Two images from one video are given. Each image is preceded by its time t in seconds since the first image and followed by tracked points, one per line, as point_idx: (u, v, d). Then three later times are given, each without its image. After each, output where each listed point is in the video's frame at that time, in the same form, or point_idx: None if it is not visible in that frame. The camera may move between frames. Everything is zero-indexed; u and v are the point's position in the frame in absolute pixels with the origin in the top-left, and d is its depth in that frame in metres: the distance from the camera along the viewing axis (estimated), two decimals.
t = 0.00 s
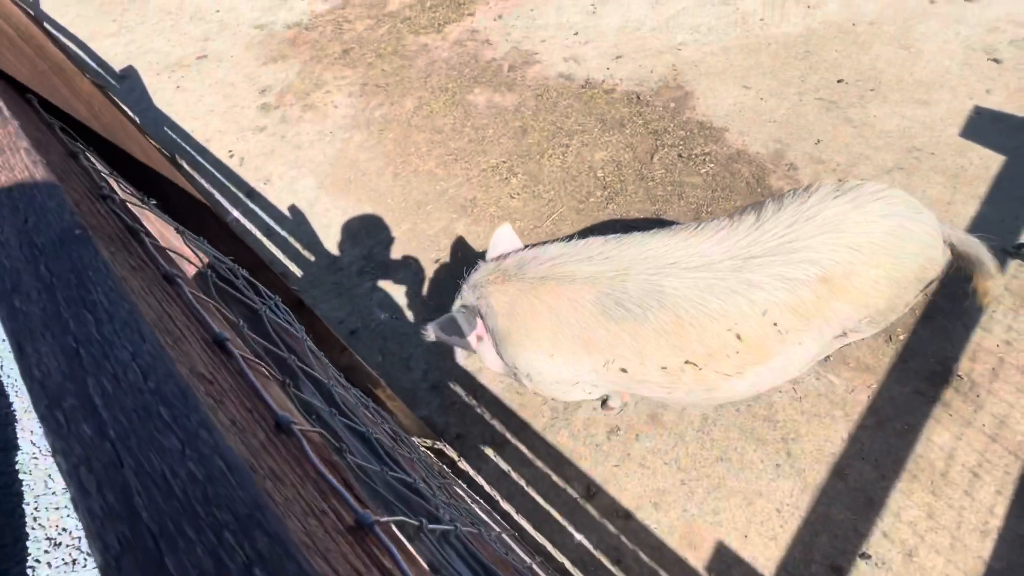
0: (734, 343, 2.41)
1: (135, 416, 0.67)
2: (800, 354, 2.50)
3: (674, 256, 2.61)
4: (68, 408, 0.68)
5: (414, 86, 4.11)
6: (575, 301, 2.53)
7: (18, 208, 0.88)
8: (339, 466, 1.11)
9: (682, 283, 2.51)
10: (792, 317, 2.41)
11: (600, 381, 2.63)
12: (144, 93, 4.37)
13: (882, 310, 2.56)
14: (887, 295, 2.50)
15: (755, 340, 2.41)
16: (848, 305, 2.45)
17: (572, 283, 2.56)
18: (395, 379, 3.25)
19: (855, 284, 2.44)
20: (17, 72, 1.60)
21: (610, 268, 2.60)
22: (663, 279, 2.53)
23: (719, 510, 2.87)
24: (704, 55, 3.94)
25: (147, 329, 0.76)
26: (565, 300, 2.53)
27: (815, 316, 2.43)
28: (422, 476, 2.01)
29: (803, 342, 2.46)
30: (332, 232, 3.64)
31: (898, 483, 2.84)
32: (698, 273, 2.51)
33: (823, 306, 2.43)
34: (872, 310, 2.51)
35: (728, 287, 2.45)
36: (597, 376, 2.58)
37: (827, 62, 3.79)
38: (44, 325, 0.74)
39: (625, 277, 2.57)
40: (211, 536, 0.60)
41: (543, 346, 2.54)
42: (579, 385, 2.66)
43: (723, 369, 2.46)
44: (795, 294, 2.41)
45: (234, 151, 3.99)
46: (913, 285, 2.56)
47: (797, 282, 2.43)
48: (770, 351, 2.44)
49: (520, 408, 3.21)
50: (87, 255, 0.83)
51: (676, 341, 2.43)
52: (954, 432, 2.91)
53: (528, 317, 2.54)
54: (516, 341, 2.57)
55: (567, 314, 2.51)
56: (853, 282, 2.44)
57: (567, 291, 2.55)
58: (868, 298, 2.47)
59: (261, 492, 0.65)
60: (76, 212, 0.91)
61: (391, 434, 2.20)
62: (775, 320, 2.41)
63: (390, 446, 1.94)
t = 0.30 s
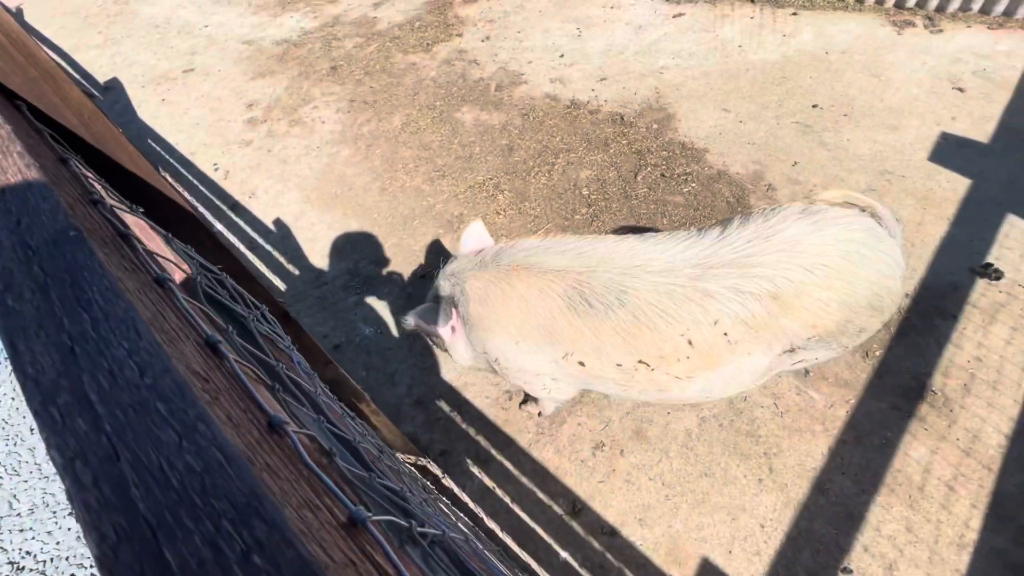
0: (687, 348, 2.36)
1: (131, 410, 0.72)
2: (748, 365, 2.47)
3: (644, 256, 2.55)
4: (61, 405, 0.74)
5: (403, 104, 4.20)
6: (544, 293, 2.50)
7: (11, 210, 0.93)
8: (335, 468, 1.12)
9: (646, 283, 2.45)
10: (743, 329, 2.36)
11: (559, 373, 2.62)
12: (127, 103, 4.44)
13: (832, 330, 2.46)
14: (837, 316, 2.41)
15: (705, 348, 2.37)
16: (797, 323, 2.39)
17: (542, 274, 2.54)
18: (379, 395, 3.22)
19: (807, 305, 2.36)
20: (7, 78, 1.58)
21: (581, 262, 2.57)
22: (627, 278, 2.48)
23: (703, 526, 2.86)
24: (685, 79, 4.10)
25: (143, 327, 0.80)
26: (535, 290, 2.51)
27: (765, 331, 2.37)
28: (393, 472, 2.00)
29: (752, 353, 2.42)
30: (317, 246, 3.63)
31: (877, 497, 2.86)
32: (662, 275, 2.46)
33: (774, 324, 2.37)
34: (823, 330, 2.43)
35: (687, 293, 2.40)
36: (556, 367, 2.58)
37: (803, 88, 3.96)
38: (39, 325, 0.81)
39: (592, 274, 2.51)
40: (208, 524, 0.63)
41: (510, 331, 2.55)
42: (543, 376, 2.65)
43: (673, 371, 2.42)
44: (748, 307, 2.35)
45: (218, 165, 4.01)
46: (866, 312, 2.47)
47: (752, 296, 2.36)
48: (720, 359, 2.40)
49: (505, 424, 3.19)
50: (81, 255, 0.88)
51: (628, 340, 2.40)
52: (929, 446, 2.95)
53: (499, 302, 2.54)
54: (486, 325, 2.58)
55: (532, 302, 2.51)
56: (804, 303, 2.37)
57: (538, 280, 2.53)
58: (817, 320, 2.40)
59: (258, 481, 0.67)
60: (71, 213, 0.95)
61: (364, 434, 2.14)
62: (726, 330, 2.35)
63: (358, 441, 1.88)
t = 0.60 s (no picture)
0: (652, 341, 2.34)
1: (140, 411, 0.72)
2: (711, 365, 2.44)
3: (621, 250, 2.50)
4: (64, 405, 0.74)
5: (386, 113, 4.23)
6: (521, 281, 2.45)
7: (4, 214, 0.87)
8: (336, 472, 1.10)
9: (620, 276, 2.40)
10: (706, 328, 2.32)
11: (534, 360, 2.55)
12: (102, 106, 4.48)
13: (796, 339, 2.40)
14: (801, 326, 2.34)
15: (668, 344, 2.35)
16: (759, 329, 2.33)
17: (520, 263, 2.49)
18: (362, 407, 3.12)
19: (768, 311, 2.31)
20: None
21: (560, 251, 2.52)
22: (601, 270, 2.43)
23: (688, 535, 2.74)
24: (665, 93, 4.22)
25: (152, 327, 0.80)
26: (514, 279, 2.46)
27: (727, 333, 2.33)
28: (372, 466, 1.88)
29: (713, 352, 2.38)
30: (297, 253, 3.57)
31: (854, 503, 2.77)
32: (635, 270, 2.41)
33: (737, 327, 2.32)
34: (786, 339, 2.37)
35: (657, 289, 2.36)
36: (528, 357, 2.54)
37: (778, 106, 4.11)
38: (38, 324, 0.80)
39: (569, 266, 2.46)
40: (233, 526, 0.63)
41: (490, 316, 2.48)
42: (521, 364, 2.58)
43: (638, 364, 2.40)
44: (711, 307, 2.31)
45: (197, 171, 3.99)
46: (833, 326, 2.40)
47: (716, 296, 2.31)
48: (682, 357, 2.38)
49: (489, 434, 3.05)
50: (79, 252, 0.87)
51: (597, 330, 2.37)
52: (903, 452, 2.88)
53: (480, 288, 2.49)
54: (467, 309, 2.51)
55: (509, 289, 2.45)
56: (766, 309, 2.31)
57: (516, 268, 2.48)
58: (778, 328, 2.34)
59: (281, 484, 0.68)
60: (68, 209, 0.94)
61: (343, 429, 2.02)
62: (689, 328, 2.32)
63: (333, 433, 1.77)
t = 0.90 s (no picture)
0: (623, 334, 2.34)
1: (60, 408, 0.65)
2: (679, 361, 2.43)
3: (595, 245, 2.51)
4: None
5: (369, 118, 4.21)
6: (496, 277, 2.42)
7: None
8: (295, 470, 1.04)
9: (592, 271, 2.40)
10: (674, 322, 2.33)
11: (512, 360, 2.52)
12: (74, 106, 4.37)
13: (761, 341, 2.36)
14: (764, 329, 2.32)
15: (637, 339, 2.35)
16: (723, 328, 2.32)
17: (496, 259, 2.47)
18: (337, 415, 3.01)
19: (732, 310, 2.31)
20: None
21: (534, 246, 2.52)
22: (573, 265, 2.42)
23: (668, 544, 2.65)
24: (647, 105, 4.29)
25: (83, 314, 0.71)
26: (489, 275, 2.43)
27: (692, 330, 2.34)
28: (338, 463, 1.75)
29: (683, 347, 2.38)
30: (274, 259, 3.50)
31: (831, 511, 2.71)
32: (607, 264, 2.42)
33: (703, 325, 2.32)
34: (749, 340, 2.34)
35: (627, 283, 2.36)
36: (502, 354, 2.49)
37: (755, 120, 4.20)
38: None
39: (543, 262, 2.44)
40: (153, 537, 0.58)
41: (466, 314, 2.43)
42: (498, 362, 2.54)
43: (610, 358, 2.40)
44: (678, 303, 2.32)
45: (172, 173, 3.91)
46: (797, 331, 2.35)
47: (684, 292, 2.33)
48: (651, 351, 2.37)
49: (469, 443, 2.94)
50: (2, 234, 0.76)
51: (570, 322, 2.36)
52: (878, 460, 2.84)
53: (455, 285, 2.44)
54: (444, 308, 2.46)
55: (484, 284, 2.42)
56: (729, 308, 2.31)
57: (491, 263, 2.45)
58: (742, 328, 2.32)
59: (212, 488, 0.63)
60: None
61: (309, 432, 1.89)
62: (657, 322, 2.33)
63: (301, 431, 1.64)
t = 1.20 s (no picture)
0: (606, 340, 2.35)
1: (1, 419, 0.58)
2: (660, 367, 2.45)
3: (576, 254, 2.52)
4: None
5: (357, 123, 4.21)
6: (478, 289, 2.42)
7: None
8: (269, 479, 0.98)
9: (573, 279, 2.41)
10: (654, 328, 2.35)
11: (497, 373, 2.51)
12: (55, 107, 4.30)
13: (738, 346, 2.38)
14: (740, 333, 2.34)
15: (619, 346, 2.36)
16: (700, 333, 2.35)
17: (476, 272, 2.47)
18: (320, 422, 2.97)
19: (709, 315, 2.33)
20: None
21: (515, 257, 2.52)
22: (554, 274, 2.43)
23: (653, 552, 2.65)
24: (634, 114, 4.34)
25: (34, 316, 0.64)
26: (472, 288, 2.42)
27: (672, 336, 2.35)
28: (318, 474, 1.70)
29: (663, 353, 2.40)
30: (258, 263, 3.47)
31: (814, 518, 2.73)
32: (588, 271, 2.44)
33: (681, 331, 2.34)
34: (726, 344, 2.37)
35: (608, 290, 2.37)
36: (487, 367, 2.48)
37: (740, 130, 4.27)
38: None
39: (524, 272, 2.45)
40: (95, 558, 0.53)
41: (450, 330, 2.41)
42: (484, 377, 2.53)
43: (594, 365, 2.40)
44: (656, 309, 2.34)
45: (155, 176, 3.86)
46: (773, 336, 2.37)
47: (663, 298, 2.34)
48: (633, 357, 2.39)
49: (455, 451, 2.93)
50: None
51: (553, 330, 2.36)
52: (859, 467, 2.87)
53: (438, 302, 2.43)
54: (427, 326, 2.44)
55: (466, 298, 2.41)
56: (706, 313, 2.33)
57: (472, 276, 2.45)
58: (718, 333, 2.35)
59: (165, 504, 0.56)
60: None
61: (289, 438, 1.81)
62: (638, 329, 2.34)
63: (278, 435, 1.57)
